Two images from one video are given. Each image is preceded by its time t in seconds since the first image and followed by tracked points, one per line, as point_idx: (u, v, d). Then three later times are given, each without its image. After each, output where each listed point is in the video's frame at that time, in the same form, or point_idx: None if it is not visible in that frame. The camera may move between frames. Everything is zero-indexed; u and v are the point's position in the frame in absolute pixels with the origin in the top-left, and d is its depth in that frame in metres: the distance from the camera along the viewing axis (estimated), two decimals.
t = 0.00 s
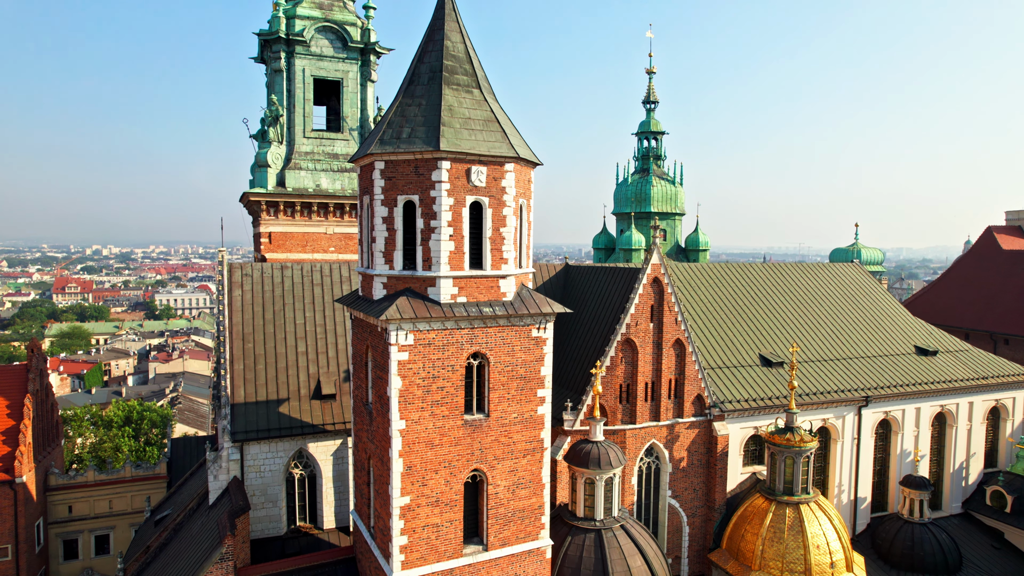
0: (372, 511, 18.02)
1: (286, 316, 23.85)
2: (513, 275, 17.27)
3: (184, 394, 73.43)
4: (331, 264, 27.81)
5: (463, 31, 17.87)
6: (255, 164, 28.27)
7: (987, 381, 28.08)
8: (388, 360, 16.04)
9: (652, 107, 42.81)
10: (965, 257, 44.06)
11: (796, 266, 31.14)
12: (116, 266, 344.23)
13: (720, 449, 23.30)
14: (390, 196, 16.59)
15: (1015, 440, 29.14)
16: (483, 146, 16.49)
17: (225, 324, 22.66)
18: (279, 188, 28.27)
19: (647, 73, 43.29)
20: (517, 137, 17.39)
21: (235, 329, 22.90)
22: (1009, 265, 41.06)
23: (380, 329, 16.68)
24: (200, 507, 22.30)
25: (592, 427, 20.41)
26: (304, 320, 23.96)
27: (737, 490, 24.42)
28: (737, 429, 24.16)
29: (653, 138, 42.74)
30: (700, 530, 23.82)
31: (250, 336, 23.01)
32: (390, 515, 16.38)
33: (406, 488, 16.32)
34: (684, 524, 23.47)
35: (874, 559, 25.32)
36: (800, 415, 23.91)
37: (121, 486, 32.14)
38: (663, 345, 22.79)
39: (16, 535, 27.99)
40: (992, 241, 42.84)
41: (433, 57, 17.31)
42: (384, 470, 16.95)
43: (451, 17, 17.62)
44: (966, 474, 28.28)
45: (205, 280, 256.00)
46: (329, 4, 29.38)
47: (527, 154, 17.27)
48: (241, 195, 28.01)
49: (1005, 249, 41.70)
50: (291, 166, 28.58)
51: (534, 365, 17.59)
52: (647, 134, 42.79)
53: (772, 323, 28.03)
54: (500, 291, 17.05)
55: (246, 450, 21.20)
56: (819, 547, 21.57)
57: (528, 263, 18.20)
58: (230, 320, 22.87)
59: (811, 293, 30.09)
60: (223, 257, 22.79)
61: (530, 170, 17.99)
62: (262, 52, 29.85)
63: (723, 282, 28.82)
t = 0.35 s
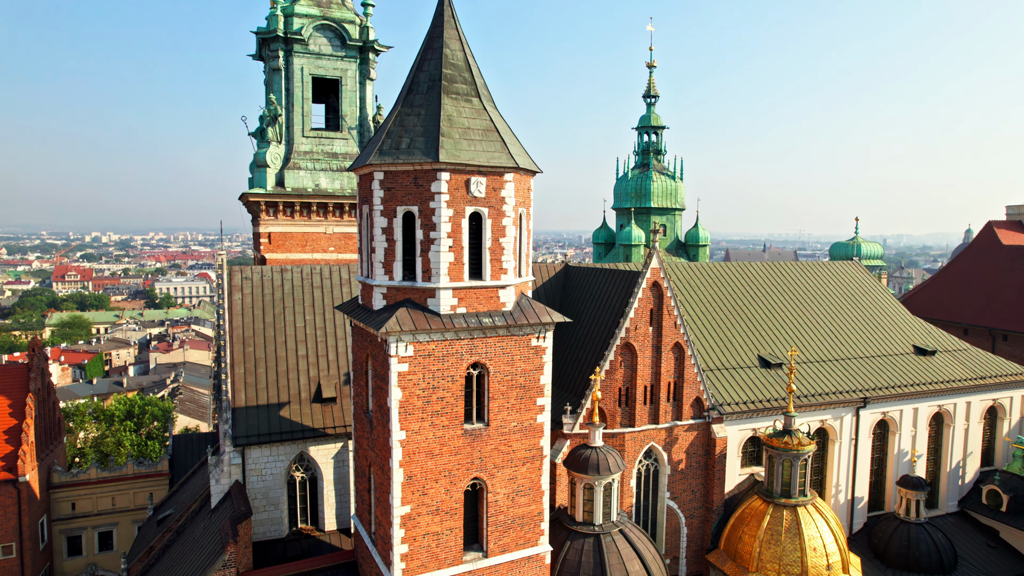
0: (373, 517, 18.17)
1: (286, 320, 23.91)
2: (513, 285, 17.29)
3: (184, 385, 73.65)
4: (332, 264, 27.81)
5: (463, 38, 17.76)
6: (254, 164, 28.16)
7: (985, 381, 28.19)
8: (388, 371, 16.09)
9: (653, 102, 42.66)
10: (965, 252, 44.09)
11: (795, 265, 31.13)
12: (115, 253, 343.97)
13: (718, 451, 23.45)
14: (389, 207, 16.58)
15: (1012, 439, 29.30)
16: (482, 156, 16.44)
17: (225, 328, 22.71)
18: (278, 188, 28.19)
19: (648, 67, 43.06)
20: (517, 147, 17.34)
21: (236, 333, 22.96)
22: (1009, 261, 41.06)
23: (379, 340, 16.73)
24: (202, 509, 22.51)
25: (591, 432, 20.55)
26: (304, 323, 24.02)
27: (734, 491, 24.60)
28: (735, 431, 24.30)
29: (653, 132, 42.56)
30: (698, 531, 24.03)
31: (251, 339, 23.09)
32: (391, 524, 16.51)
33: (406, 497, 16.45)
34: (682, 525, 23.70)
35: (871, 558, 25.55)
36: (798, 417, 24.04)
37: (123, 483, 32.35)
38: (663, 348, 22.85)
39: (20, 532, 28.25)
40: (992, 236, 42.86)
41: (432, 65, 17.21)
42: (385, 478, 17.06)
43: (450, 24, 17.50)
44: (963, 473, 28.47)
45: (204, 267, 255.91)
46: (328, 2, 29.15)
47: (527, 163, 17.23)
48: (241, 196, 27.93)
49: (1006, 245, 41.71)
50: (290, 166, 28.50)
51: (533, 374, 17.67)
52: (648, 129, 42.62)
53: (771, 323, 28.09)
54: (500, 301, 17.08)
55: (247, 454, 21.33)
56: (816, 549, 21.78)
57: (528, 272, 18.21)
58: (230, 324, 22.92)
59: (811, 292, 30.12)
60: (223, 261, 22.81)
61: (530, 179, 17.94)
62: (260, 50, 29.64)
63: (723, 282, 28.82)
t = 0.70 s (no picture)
0: (374, 524, 18.36)
1: (286, 323, 23.99)
2: (513, 296, 17.34)
3: (185, 375, 73.92)
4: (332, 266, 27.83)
5: (462, 47, 17.67)
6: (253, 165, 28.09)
7: (983, 382, 28.34)
8: (388, 383, 16.17)
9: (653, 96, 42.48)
10: (965, 248, 44.12)
11: (795, 264, 31.12)
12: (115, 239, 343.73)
13: (716, 454, 23.62)
14: (389, 219, 16.59)
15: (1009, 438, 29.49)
16: (482, 168, 16.42)
17: (225, 332, 22.78)
18: (278, 189, 28.15)
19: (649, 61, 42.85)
20: (517, 157, 17.33)
21: (236, 337, 23.05)
22: (1008, 257, 41.08)
23: (379, 351, 16.80)
24: (205, 512, 22.71)
25: (590, 439, 20.71)
26: (305, 326, 24.11)
27: (732, 492, 24.80)
28: (733, 433, 24.48)
29: (653, 127, 42.40)
30: (696, 532, 24.28)
31: (251, 343, 23.18)
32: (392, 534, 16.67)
33: (407, 507, 16.61)
34: (680, 526, 23.95)
35: (867, 558, 25.81)
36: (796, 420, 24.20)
37: (126, 480, 32.58)
38: (662, 352, 22.93)
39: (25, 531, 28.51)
40: (992, 233, 42.88)
41: (431, 75, 17.12)
42: (386, 487, 17.21)
43: (449, 32, 17.39)
44: (959, 472, 28.70)
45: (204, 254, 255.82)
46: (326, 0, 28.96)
47: (527, 174, 17.22)
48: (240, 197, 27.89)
49: (1005, 241, 41.73)
50: (289, 166, 28.45)
51: (533, 384, 17.77)
52: (648, 124, 42.46)
53: (770, 324, 28.17)
54: (500, 312, 17.15)
55: (248, 458, 21.48)
56: (813, 552, 22.00)
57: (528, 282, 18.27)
58: (230, 328, 23.00)
59: (809, 292, 30.15)
60: (223, 266, 22.84)
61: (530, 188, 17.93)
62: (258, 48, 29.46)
63: (722, 282, 28.84)
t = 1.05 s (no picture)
0: (375, 530, 18.53)
1: (286, 328, 24.09)
2: (513, 307, 17.41)
3: (186, 366, 74.14)
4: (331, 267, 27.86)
5: (461, 56, 17.59)
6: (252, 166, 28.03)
7: (979, 383, 28.52)
8: (389, 395, 16.27)
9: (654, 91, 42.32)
10: (965, 243, 44.11)
11: (795, 263, 31.15)
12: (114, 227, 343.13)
13: (714, 457, 23.80)
14: (389, 231, 16.62)
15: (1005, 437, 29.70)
16: (482, 180, 16.42)
17: (227, 337, 22.90)
18: (277, 190, 28.12)
19: (649, 56, 42.61)
20: (517, 169, 17.34)
21: (237, 342, 23.18)
22: (1008, 252, 41.08)
23: (380, 363, 16.90)
24: (207, 515, 22.92)
25: (589, 444, 20.89)
26: (306, 331, 24.25)
27: (730, 494, 25.03)
28: (731, 435, 24.67)
29: (653, 123, 42.25)
30: (694, 533, 24.56)
31: (252, 348, 23.30)
32: (393, 543, 16.86)
33: (408, 516, 16.78)
34: (678, 527, 24.18)
35: (863, 557, 26.09)
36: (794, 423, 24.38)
37: (129, 478, 32.86)
38: (660, 356, 23.02)
39: (30, 529, 28.85)
40: (993, 228, 42.85)
41: (431, 86, 17.06)
42: (387, 496, 17.38)
43: (449, 42, 17.30)
44: (955, 472, 28.93)
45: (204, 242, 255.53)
46: None
47: (527, 185, 17.24)
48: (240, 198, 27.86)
49: (1005, 237, 41.72)
50: (289, 167, 28.42)
51: (533, 393, 17.90)
52: (648, 119, 42.29)
53: (769, 325, 28.27)
54: (500, 323, 17.23)
55: (250, 463, 21.65)
56: (809, 554, 22.27)
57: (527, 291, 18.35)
58: (231, 333, 23.12)
59: (808, 292, 30.21)
60: (223, 272, 22.92)
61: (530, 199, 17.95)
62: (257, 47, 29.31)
63: (722, 282, 28.88)
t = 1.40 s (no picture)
0: (376, 536, 18.75)
1: (287, 332, 24.19)
2: (512, 318, 17.48)
3: (186, 357, 74.33)
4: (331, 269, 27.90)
5: (462, 67, 17.52)
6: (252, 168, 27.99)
7: (976, 383, 28.70)
8: (390, 407, 16.40)
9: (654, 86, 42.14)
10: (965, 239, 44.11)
11: (794, 263, 31.17)
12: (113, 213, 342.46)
13: (713, 460, 24.00)
14: (389, 244, 16.66)
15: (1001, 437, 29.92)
16: (482, 194, 16.45)
17: (228, 342, 23.02)
18: (277, 191, 28.10)
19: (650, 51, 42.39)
20: (517, 181, 17.35)
21: (239, 347, 23.31)
22: (1007, 249, 41.07)
23: (381, 374, 17.02)
24: (210, 517, 23.16)
25: (588, 450, 21.10)
26: (307, 335, 24.37)
27: (728, 495, 25.27)
28: (730, 438, 24.86)
29: (653, 118, 42.10)
30: (692, 534, 24.83)
31: (253, 352, 23.42)
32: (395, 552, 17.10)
33: (409, 525, 16.99)
34: (677, 529, 24.44)
35: (859, 556, 26.36)
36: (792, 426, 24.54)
37: (131, 475, 33.13)
38: (659, 361, 23.12)
39: (35, 527, 29.14)
40: (993, 224, 42.82)
41: (431, 97, 17.02)
42: (388, 505, 17.57)
43: (449, 52, 17.23)
44: (952, 471, 29.17)
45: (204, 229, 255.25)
46: None
47: (527, 197, 17.26)
48: (239, 200, 27.84)
49: (1005, 233, 41.71)
50: (289, 168, 28.39)
51: (533, 403, 18.04)
52: (649, 115, 42.13)
53: (768, 326, 28.36)
54: (499, 334, 17.32)
55: (253, 467, 21.83)
56: (805, 556, 22.56)
57: (527, 302, 18.42)
58: (232, 338, 23.25)
59: (807, 292, 30.27)
60: (224, 277, 23.00)
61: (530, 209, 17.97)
62: (255, 46, 29.16)
63: (721, 282, 28.92)
